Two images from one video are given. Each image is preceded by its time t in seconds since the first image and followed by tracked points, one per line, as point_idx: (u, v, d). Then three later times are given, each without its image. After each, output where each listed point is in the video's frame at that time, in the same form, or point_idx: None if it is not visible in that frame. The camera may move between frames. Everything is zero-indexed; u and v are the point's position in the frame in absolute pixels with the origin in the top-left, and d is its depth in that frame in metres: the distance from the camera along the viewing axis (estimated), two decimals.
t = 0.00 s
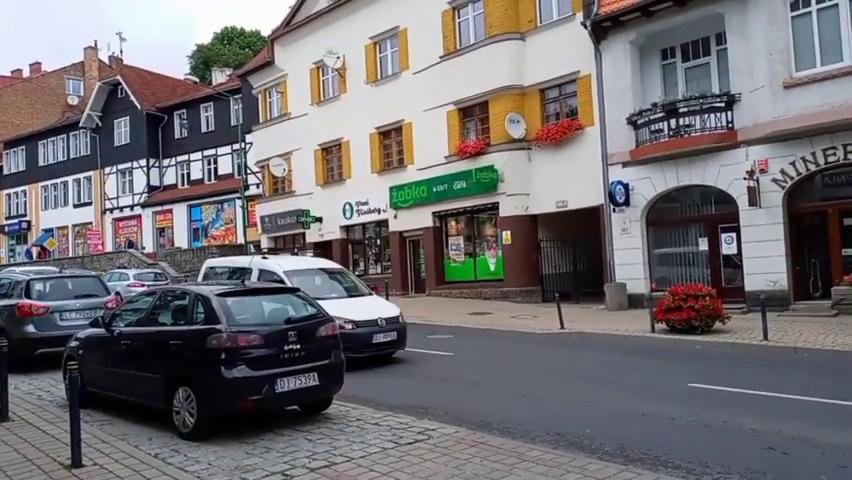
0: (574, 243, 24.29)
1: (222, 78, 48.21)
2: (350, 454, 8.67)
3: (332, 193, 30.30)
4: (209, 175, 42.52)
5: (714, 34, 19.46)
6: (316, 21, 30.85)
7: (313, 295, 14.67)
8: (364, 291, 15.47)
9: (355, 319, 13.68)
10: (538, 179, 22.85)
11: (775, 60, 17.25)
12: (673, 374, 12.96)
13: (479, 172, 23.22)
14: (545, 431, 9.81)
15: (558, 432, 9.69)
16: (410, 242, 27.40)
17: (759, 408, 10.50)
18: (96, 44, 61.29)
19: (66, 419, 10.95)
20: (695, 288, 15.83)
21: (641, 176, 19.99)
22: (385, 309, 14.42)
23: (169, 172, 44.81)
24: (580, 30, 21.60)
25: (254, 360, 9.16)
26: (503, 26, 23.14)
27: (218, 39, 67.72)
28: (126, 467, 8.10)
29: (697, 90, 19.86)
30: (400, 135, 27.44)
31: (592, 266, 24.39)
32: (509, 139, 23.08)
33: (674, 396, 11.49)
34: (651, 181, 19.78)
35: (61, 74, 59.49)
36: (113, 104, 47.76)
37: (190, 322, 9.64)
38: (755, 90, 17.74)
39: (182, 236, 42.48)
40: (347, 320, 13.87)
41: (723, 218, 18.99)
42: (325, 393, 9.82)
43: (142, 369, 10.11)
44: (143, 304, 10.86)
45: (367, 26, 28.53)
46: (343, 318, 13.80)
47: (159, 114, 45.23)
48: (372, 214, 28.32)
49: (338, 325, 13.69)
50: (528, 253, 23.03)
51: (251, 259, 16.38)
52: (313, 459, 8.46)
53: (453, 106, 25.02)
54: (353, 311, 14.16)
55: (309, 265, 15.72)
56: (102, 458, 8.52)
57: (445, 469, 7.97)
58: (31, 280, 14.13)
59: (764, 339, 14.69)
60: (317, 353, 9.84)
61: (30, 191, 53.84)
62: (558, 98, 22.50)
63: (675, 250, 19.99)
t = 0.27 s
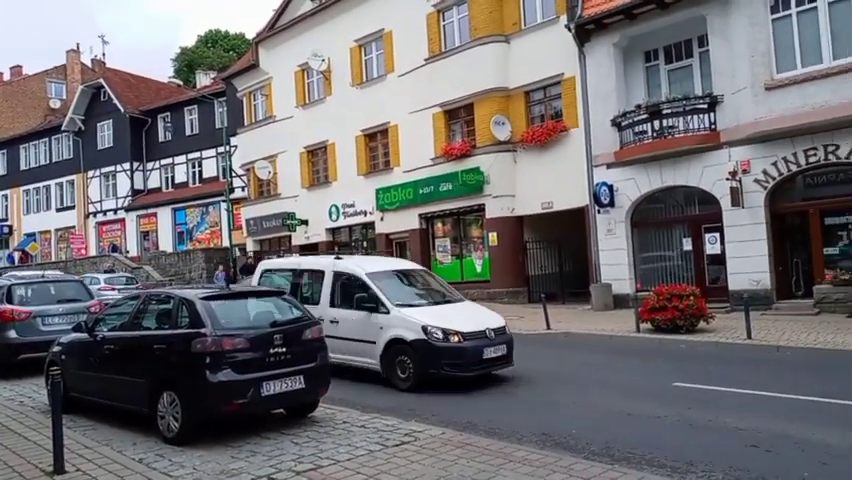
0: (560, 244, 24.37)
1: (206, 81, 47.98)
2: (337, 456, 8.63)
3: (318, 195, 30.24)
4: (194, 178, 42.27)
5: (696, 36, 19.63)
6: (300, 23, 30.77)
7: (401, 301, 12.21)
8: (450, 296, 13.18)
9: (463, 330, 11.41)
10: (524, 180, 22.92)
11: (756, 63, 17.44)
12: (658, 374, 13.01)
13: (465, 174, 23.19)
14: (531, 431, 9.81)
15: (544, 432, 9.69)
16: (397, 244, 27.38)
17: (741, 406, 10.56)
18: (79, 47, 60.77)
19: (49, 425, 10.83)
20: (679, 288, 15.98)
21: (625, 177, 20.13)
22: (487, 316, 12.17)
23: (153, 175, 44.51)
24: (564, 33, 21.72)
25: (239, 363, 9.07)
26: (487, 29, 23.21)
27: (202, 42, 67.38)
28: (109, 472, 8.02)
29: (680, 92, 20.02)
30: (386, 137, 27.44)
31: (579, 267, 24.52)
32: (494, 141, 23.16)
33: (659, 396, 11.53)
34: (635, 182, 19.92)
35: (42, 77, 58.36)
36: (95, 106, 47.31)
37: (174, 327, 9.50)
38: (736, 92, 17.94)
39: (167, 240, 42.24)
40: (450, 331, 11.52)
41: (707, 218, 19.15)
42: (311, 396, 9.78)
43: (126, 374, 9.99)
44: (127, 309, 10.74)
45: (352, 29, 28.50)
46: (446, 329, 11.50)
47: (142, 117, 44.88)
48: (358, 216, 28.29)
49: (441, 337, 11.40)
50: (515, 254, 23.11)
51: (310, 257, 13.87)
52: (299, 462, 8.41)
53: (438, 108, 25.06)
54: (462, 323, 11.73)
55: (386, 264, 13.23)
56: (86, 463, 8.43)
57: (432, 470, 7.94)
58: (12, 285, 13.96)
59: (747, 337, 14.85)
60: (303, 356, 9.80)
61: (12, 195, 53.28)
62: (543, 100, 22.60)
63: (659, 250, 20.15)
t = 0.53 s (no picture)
0: (544, 243, 24.48)
1: (189, 79, 47.61)
2: (322, 458, 8.47)
3: (303, 195, 30.13)
4: (177, 177, 41.93)
5: (679, 38, 19.76)
6: (285, 22, 30.61)
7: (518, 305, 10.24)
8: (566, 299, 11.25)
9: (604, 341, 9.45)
10: (508, 181, 22.97)
11: (738, 63, 17.61)
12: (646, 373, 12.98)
13: (450, 174, 23.28)
14: (517, 429, 9.30)
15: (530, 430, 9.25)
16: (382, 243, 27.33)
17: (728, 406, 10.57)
18: (60, 44, 60.13)
19: (29, 428, 10.66)
20: (663, 287, 16.04)
21: (609, 177, 20.24)
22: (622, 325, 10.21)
23: (136, 175, 44.08)
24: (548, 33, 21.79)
25: (223, 365, 8.90)
26: (473, 29, 23.23)
27: (185, 41, 66.94)
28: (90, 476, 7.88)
29: (663, 93, 20.17)
30: (371, 137, 27.37)
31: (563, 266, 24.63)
32: (480, 141, 23.19)
33: (646, 395, 11.46)
34: (619, 182, 20.03)
35: (23, 75, 58.39)
36: (77, 105, 46.74)
37: (157, 328, 9.34)
38: (719, 93, 18.09)
39: (150, 239, 41.94)
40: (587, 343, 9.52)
41: (690, 218, 19.29)
42: (297, 397, 9.64)
43: (108, 376, 9.83)
44: (108, 309, 10.56)
45: (337, 28, 28.39)
46: (584, 341, 9.48)
47: (124, 115, 44.44)
48: (343, 216, 28.20)
49: (579, 350, 9.37)
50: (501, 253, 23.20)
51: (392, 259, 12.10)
52: (285, 464, 8.26)
53: (423, 108, 25.04)
54: (598, 334, 9.72)
55: (487, 264, 11.33)
56: (67, 467, 8.29)
57: (418, 471, 7.79)
58: None
59: (731, 336, 14.97)
60: (288, 356, 9.65)
61: None
62: (528, 101, 22.65)
63: (643, 250, 20.28)
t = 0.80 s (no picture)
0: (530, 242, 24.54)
1: (174, 74, 47.26)
2: (305, 455, 8.29)
3: (289, 191, 29.99)
4: (162, 172, 41.59)
5: (665, 38, 19.86)
6: (271, 17, 30.42)
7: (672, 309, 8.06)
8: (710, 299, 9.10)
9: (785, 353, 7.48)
10: (494, 179, 23.04)
11: (723, 64, 17.77)
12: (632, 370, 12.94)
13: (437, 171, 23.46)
14: (499, 427, 9.15)
15: (513, 428, 9.07)
16: (369, 240, 27.28)
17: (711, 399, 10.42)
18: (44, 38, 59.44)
19: (9, 426, 10.48)
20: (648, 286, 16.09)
21: (595, 176, 20.35)
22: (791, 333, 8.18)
23: (120, 170, 43.66)
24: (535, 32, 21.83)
25: (206, 361, 8.75)
26: (460, 26, 23.26)
27: (171, 35, 66.45)
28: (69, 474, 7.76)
29: (649, 93, 20.28)
30: (358, 133, 27.30)
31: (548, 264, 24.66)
32: (467, 139, 23.23)
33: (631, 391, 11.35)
34: (604, 181, 20.15)
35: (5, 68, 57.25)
36: (60, 99, 46.16)
37: (139, 324, 9.20)
38: (704, 93, 18.24)
39: (133, 235, 41.65)
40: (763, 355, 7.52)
41: (674, 217, 19.41)
42: (280, 394, 9.48)
43: (90, 372, 9.65)
44: (90, 306, 10.37)
45: (324, 23, 28.26)
46: (759, 353, 7.50)
47: (109, 110, 43.98)
48: (329, 213, 28.10)
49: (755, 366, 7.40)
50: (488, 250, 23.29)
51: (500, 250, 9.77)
52: (268, 461, 8.08)
53: (411, 105, 25.03)
54: (777, 345, 7.66)
55: (625, 260, 9.02)
56: (47, 465, 8.16)
57: (402, 468, 7.62)
58: None
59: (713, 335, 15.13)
60: (271, 353, 9.47)
61: None
62: (515, 99, 22.70)
63: (628, 249, 20.42)
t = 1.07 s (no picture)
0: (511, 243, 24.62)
1: (152, 73, 46.77)
2: (284, 458, 8.06)
3: (268, 191, 29.78)
4: (138, 172, 41.13)
5: (643, 40, 20.02)
6: (250, 16, 30.21)
7: None
8: None
9: None
10: (475, 179, 23.10)
11: (699, 67, 18.01)
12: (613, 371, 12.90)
13: (417, 172, 23.43)
14: (480, 428, 9.09)
15: (494, 429, 8.99)
16: (349, 241, 27.16)
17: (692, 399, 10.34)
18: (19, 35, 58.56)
19: None
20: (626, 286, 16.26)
21: (574, 177, 20.50)
22: None
23: (95, 170, 43.08)
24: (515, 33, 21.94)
25: (183, 364, 8.62)
26: (440, 27, 23.30)
27: (148, 33, 65.79)
28: None
29: (627, 95, 20.44)
30: (338, 133, 27.21)
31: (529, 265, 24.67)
32: (447, 140, 23.27)
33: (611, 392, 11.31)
34: (583, 182, 20.31)
35: None
36: (34, 97, 45.44)
37: (115, 327, 9.02)
38: (681, 95, 18.44)
39: (109, 236, 41.16)
40: None
41: (652, 218, 19.52)
42: (258, 398, 9.27)
43: (63, 376, 9.44)
44: (65, 308, 10.11)
45: (304, 23, 28.13)
46: None
47: (84, 109, 43.38)
48: (309, 213, 27.97)
49: None
50: (468, 250, 23.31)
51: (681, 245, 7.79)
52: (246, 464, 7.82)
53: (391, 106, 25.01)
54: None
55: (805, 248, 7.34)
56: (19, 471, 7.78)
57: (381, 471, 7.45)
58: None
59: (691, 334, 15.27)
60: (250, 355, 9.26)
61: None
62: (495, 100, 22.78)
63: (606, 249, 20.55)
